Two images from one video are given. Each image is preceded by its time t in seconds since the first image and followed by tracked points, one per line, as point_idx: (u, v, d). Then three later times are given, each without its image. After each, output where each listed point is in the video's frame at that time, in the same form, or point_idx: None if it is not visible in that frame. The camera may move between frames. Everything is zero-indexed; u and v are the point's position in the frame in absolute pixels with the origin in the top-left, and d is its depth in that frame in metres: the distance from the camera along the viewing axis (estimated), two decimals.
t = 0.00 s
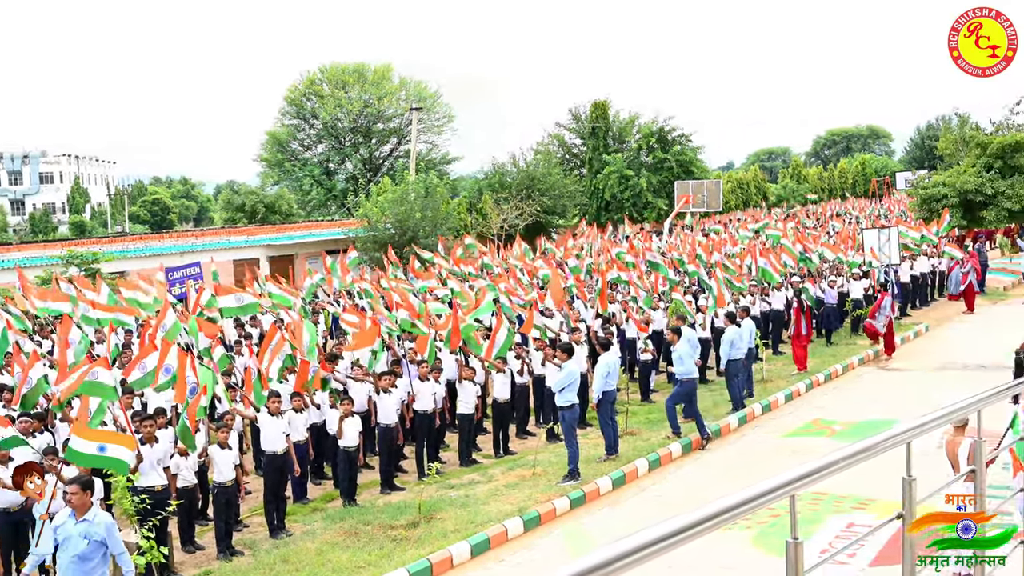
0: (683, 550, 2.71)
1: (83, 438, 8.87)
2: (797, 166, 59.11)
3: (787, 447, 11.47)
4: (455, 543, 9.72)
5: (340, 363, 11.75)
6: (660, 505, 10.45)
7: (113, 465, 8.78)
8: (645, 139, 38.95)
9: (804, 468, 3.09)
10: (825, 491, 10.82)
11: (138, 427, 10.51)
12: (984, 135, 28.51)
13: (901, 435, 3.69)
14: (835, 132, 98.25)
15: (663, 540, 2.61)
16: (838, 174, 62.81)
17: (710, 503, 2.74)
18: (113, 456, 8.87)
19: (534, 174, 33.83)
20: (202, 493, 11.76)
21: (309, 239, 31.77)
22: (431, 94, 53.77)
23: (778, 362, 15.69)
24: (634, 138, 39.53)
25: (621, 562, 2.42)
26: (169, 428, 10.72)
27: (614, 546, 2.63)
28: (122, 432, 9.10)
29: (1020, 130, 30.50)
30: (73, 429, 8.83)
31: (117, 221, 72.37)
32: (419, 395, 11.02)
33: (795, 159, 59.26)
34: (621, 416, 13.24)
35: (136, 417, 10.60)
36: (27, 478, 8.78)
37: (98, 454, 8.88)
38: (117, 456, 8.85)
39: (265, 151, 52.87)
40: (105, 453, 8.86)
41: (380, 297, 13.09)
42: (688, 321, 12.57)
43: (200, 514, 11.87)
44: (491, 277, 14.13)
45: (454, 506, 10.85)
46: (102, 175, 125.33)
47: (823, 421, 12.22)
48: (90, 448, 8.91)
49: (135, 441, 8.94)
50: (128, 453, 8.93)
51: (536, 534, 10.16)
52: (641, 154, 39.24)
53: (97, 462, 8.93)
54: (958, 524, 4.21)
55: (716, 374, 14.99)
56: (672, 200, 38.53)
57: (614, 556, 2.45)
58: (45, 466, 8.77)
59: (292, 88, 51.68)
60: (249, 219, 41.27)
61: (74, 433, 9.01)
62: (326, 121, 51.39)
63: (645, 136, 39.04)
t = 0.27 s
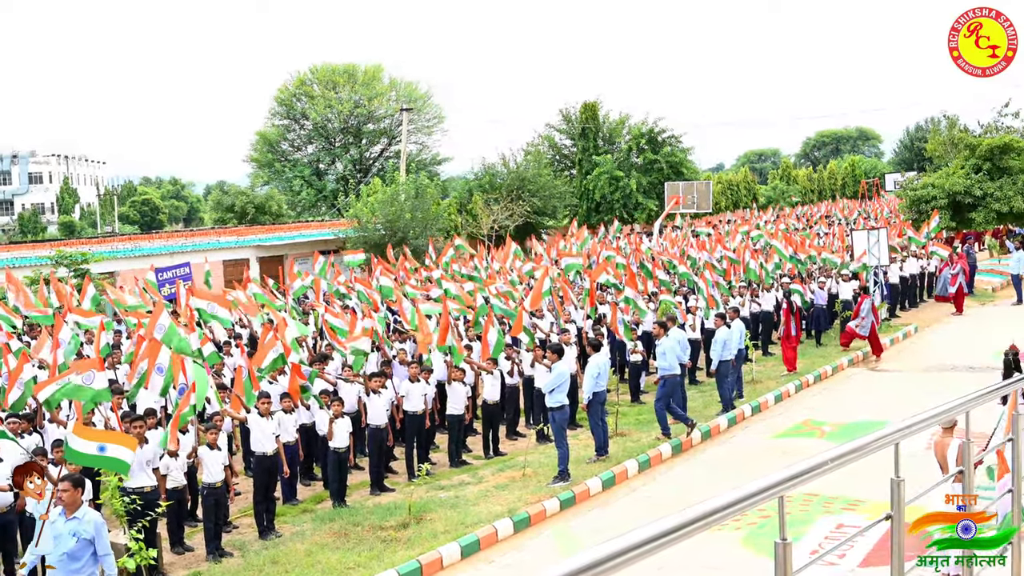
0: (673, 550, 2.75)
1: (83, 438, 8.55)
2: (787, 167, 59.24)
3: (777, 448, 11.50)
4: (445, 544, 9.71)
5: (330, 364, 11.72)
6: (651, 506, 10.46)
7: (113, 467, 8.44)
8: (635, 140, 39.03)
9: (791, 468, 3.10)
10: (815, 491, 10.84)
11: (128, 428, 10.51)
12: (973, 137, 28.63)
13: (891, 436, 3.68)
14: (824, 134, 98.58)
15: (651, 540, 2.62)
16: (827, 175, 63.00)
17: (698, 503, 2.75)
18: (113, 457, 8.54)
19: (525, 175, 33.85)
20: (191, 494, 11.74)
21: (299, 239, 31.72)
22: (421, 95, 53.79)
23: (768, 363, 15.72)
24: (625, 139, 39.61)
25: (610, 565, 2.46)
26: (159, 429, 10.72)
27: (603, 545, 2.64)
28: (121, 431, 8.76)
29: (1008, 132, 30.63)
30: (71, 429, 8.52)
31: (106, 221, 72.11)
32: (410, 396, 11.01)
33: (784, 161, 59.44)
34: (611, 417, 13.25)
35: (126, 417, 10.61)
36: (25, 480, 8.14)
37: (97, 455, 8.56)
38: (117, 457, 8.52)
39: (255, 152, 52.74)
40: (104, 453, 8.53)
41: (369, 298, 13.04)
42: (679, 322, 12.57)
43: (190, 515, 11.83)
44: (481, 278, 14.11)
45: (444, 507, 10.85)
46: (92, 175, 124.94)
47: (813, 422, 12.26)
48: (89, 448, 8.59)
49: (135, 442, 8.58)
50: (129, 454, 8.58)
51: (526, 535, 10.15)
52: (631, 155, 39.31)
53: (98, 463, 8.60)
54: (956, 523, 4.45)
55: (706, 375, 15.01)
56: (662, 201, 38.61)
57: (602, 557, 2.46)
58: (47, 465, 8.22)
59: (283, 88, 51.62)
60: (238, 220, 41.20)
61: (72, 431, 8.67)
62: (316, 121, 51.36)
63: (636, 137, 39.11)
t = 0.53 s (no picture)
0: (669, 551, 2.69)
1: (83, 438, 8.71)
2: (780, 169, 59.35)
3: (770, 450, 11.48)
4: (438, 546, 9.71)
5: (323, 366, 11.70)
6: (646, 508, 10.44)
7: (114, 466, 8.58)
8: (629, 142, 39.07)
9: (785, 469, 3.04)
10: (808, 493, 10.85)
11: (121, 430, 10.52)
12: (966, 140, 28.72)
13: (883, 438, 3.63)
14: (818, 137, 98.82)
15: (645, 540, 2.55)
16: (821, 178, 63.15)
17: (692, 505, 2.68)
18: (114, 456, 8.68)
19: (519, 177, 33.87)
20: (185, 496, 11.71)
21: (294, 241, 31.70)
22: (415, 96, 53.85)
23: (762, 364, 15.73)
24: (618, 141, 39.66)
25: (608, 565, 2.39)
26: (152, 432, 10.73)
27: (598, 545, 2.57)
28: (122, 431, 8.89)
29: (1001, 135, 30.71)
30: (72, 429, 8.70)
31: (100, 222, 71.98)
32: (403, 398, 10.99)
33: (778, 163, 59.61)
34: (605, 419, 13.25)
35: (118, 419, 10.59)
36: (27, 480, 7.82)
37: (98, 454, 8.69)
38: (118, 456, 8.66)
39: (249, 153, 52.68)
40: (105, 453, 8.67)
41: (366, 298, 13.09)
42: (672, 323, 12.60)
43: (183, 517, 11.81)
44: (475, 279, 14.09)
45: (438, 509, 10.84)
46: (87, 177, 124.71)
47: (807, 424, 12.24)
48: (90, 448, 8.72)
49: (135, 442, 8.73)
50: (129, 454, 8.73)
51: (520, 537, 10.15)
52: (625, 157, 39.36)
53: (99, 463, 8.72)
54: (957, 523, 4.24)
55: (700, 377, 15.02)
56: (657, 203, 38.67)
57: (598, 558, 2.39)
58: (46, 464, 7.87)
59: (277, 90, 51.60)
60: (232, 221, 41.19)
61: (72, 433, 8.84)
62: (310, 123, 51.37)
63: (629, 139, 39.16)
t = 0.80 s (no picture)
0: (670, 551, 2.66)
1: (83, 438, 8.87)
2: (778, 170, 59.41)
3: (768, 451, 11.48)
4: (437, 547, 9.70)
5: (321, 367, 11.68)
6: (644, 508, 10.43)
7: (113, 465, 8.77)
8: (627, 143, 39.11)
9: (784, 470, 3.00)
10: (806, 494, 10.86)
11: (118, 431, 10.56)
12: (963, 141, 28.77)
13: (881, 438, 3.62)
14: (816, 138, 98.89)
15: (643, 541, 2.51)
16: (818, 179, 63.25)
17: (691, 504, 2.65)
18: (113, 456, 8.85)
19: (517, 178, 33.87)
20: (183, 498, 11.70)
21: (292, 242, 31.67)
22: (413, 97, 53.85)
23: (760, 365, 15.73)
24: (616, 142, 39.69)
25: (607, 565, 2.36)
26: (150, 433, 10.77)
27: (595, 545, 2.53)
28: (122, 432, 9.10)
29: (998, 136, 30.77)
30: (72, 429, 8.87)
31: (97, 223, 71.99)
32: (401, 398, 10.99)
33: (776, 164, 59.66)
34: (603, 420, 13.26)
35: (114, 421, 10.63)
36: (27, 482, 7.61)
37: (98, 454, 8.87)
38: (117, 456, 8.84)
39: (247, 154, 52.65)
40: (105, 452, 8.85)
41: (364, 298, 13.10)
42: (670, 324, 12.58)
43: (182, 519, 11.80)
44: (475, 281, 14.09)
45: (437, 510, 10.84)
46: (85, 177, 124.59)
47: (805, 424, 12.26)
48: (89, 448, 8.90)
49: (135, 443, 8.92)
50: (129, 453, 8.93)
51: (518, 538, 10.15)
52: (623, 158, 39.36)
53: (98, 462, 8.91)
54: (956, 523, 4.24)
55: (698, 378, 15.02)
56: (654, 204, 38.70)
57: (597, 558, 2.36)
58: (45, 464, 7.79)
59: (275, 91, 51.57)
60: (230, 222, 41.18)
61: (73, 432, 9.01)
62: (308, 124, 51.37)
63: (627, 140, 39.19)
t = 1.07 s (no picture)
0: (683, 550, 2.72)
1: (83, 437, 8.77)
2: (789, 171, 59.21)
3: (777, 453, 11.48)
4: (448, 548, 9.70)
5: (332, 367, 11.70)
6: (653, 510, 10.43)
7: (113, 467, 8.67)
8: (637, 144, 39.06)
9: (802, 468, 3.04)
10: (818, 495, 10.83)
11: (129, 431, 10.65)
12: (975, 141, 28.64)
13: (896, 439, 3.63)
14: (827, 138, 98.64)
15: (651, 544, 2.56)
16: (829, 180, 63.10)
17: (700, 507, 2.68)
18: (114, 457, 8.78)
19: (527, 179, 33.87)
20: (195, 498, 11.73)
21: (303, 243, 31.71)
22: (423, 98, 53.91)
23: (771, 367, 15.71)
24: (626, 143, 39.65)
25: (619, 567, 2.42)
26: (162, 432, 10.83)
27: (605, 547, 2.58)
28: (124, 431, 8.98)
29: (1010, 136, 30.64)
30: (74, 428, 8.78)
31: (109, 224, 72.24)
32: (412, 399, 11.03)
33: (787, 165, 59.54)
34: (614, 421, 13.25)
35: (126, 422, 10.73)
36: (26, 480, 7.48)
37: (98, 455, 8.79)
38: (117, 457, 8.75)
39: (257, 156, 52.77)
40: (105, 453, 8.77)
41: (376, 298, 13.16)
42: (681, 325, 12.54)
43: (194, 519, 11.83)
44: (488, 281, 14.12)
45: (448, 511, 10.84)
46: (96, 179, 125.22)
47: (816, 426, 12.25)
48: (90, 448, 8.81)
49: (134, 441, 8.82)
50: (128, 454, 8.83)
51: (530, 539, 10.14)
52: (633, 159, 39.30)
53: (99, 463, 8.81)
54: (956, 523, 4.24)
55: (710, 379, 15.00)
56: (665, 205, 38.67)
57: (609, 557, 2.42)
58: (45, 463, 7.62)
59: (285, 92, 51.64)
60: (241, 223, 41.30)
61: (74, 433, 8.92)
62: (318, 125, 51.48)
63: (637, 141, 39.14)
